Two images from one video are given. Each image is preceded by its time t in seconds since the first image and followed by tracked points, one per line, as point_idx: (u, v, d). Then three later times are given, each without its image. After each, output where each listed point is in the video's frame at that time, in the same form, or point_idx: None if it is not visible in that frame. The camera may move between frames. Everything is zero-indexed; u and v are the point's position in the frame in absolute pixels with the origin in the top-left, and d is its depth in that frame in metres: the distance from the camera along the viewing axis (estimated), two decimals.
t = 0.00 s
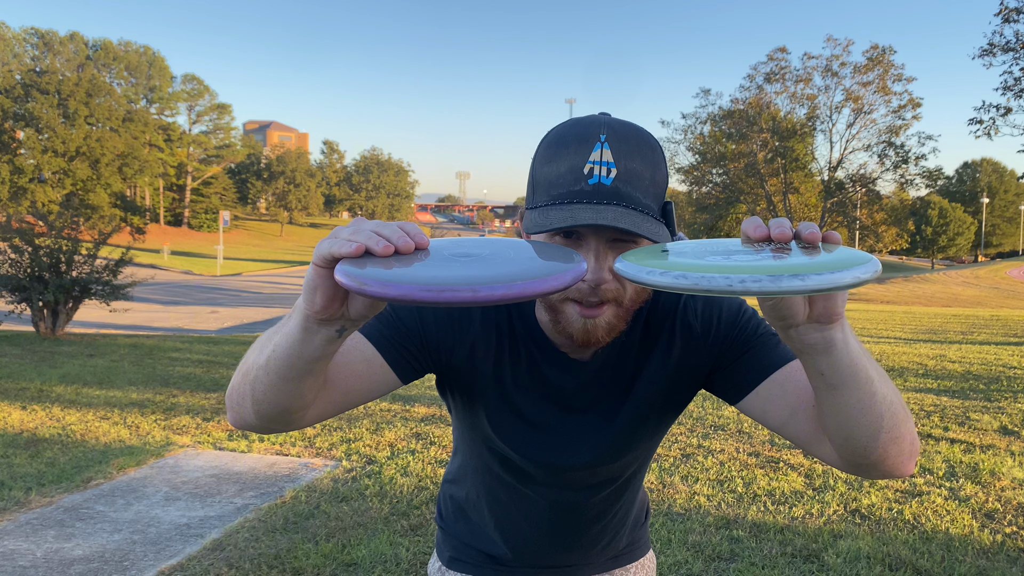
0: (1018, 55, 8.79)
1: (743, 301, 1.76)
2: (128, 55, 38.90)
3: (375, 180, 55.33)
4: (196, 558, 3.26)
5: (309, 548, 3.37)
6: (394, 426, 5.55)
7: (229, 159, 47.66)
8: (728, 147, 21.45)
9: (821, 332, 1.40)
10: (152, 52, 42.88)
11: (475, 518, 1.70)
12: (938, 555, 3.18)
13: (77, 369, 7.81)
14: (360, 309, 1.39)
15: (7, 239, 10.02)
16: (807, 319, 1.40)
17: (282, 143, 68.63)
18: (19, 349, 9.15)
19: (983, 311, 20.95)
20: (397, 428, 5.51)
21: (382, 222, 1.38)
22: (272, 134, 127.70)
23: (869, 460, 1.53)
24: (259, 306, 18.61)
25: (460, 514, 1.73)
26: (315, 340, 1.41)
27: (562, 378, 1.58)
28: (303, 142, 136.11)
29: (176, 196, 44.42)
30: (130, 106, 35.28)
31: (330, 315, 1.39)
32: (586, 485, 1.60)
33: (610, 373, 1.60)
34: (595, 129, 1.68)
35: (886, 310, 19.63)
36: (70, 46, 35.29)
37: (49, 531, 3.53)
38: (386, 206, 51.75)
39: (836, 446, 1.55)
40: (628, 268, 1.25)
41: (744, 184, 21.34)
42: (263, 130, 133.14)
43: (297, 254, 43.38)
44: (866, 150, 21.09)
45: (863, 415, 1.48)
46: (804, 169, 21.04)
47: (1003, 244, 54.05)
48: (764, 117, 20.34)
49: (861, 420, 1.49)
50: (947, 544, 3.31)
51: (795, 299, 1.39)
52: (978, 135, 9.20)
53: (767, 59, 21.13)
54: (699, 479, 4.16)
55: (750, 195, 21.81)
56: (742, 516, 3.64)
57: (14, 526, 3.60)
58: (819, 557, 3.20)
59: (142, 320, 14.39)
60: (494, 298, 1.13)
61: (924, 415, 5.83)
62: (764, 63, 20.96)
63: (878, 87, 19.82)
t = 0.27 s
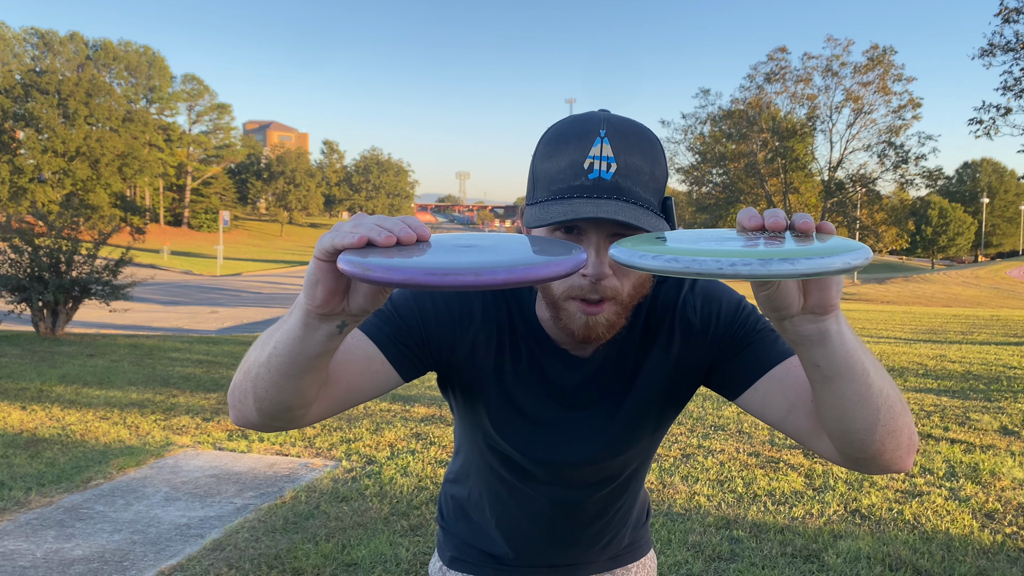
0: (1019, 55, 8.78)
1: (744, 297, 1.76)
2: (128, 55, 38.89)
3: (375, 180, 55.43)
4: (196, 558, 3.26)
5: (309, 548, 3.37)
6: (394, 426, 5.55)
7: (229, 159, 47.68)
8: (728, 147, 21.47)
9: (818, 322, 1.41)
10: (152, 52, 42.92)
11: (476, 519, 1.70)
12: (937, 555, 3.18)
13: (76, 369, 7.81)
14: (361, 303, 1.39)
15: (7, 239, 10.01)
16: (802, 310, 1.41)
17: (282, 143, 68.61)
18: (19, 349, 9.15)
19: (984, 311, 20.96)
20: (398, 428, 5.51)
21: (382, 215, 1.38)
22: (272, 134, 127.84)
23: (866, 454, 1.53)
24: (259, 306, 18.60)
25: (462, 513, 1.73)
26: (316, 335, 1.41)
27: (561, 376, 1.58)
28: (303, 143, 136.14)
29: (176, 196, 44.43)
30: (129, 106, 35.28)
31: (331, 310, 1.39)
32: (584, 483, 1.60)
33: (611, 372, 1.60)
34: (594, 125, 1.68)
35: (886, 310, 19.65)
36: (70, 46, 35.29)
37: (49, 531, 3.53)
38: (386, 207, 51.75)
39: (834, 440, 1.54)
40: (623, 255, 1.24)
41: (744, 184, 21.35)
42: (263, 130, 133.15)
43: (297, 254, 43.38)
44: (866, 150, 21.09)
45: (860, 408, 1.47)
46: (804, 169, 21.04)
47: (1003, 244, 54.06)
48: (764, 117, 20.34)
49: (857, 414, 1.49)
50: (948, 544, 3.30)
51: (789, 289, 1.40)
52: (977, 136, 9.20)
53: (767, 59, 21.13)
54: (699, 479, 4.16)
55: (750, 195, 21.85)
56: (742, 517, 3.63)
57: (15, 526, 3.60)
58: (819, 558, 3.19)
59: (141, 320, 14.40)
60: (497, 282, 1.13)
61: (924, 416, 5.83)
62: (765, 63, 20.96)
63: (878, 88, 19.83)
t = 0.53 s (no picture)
0: (1020, 54, 8.75)
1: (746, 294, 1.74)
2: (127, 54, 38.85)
3: (375, 180, 55.43)
4: (195, 559, 3.24)
5: (309, 549, 3.36)
6: (394, 426, 5.54)
7: (229, 159, 47.69)
8: (728, 147, 21.45)
9: (818, 318, 1.39)
10: (152, 52, 42.89)
11: (476, 519, 1.69)
12: (939, 556, 3.16)
13: (76, 369, 7.80)
14: (361, 296, 1.37)
15: (6, 239, 10.01)
16: (801, 305, 1.39)
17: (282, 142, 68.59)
18: (18, 349, 9.15)
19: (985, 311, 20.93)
20: (398, 428, 5.50)
21: (383, 208, 1.36)
22: (272, 134, 127.83)
23: (869, 450, 1.50)
24: (259, 306, 18.61)
25: (462, 514, 1.71)
26: (317, 328, 1.39)
27: (563, 372, 1.56)
28: (303, 142, 136.05)
29: (175, 196, 44.45)
30: (128, 106, 35.26)
31: (332, 304, 1.37)
32: (586, 483, 1.59)
33: (613, 370, 1.58)
34: (595, 117, 1.67)
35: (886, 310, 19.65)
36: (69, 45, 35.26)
37: (48, 531, 3.51)
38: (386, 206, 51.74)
39: (836, 437, 1.52)
40: (621, 250, 1.23)
41: (744, 184, 21.34)
42: (263, 130, 133.22)
43: (297, 254, 43.38)
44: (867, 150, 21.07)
45: (860, 404, 1.45)
46: (804, 169, 21.00)
47: (1004, 244, 54.00)
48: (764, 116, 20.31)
49: (858, 409, 1.47)
50: (949, 544, 3.28)
51: (789, 283, 1.38)
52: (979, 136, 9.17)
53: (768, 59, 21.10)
54: (700, 480, 4.14)
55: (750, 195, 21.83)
56: (742, 517, 3.62)
57: (13, 527, 3.58)
58: (820, 558, 3.17)
59: (141, 320, 14.40)
60: (498, 274, 1.11)
61: (926, 416, 5.81)
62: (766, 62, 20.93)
63: (879, 87, 19.80)
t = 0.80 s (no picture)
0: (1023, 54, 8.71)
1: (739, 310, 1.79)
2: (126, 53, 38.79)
3: (375, 180, 55.42)
4: (193, 560, 3.21)
5: (308, 550, 3.32)
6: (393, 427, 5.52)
7: (228, 159, 47.65)
8: (728, 147, 21.34)
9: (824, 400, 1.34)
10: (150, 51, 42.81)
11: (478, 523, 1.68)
12: (940, 557, 3.13)
13: (74, 369, 7.78)
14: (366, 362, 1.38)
15: (4, 239, 9.98)
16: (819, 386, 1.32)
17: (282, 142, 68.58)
18: (15, 349, 9.13)
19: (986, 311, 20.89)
20: (397, 429, 5.48)
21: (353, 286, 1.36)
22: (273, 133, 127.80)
23: (835, 502, 1.52)
24: (258, 306, 18.59)
25: (464, 518, 1.71)
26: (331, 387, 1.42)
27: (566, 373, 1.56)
28: (303, 142, 135.98)
29: (174, 195, 44.41)
30: (127, 105, 35.22)
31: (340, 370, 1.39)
32: (592, 485, 1.59)
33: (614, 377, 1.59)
34: (592, 106, 1.65)
35: (887, 310, 19.61)
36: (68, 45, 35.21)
37: (45, 533, 3.48)
38: (386, 206, 51.71)
39: (803, 486, 1.54)
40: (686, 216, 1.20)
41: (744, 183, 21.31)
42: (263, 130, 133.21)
43: (297, 254, 43.36)
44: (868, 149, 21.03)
45: (828, 473, 1.46)
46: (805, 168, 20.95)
47: (1006, 243, 53.92)
48: (766, 116, 20.23)
49: (822, 476, 1.48)
50: (950, 546, 3.25)
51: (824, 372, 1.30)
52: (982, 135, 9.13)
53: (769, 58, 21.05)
54: (700, 480, 4.11)
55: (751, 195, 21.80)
56: (743, 518, 3.59)
57: (11, 528, 3.55)
58: (821, 560, 3.14)
59: (140, 320, 14.38)
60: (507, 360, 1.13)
61: (927, 416, 5.78)
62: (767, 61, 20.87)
63: (881, 86, 19.75)
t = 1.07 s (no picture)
0: None
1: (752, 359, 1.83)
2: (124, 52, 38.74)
3: (375, 179, 55.39)
4: (193, 561, 3.19)
5: (307, 551, 3.30)
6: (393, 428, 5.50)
7: (227, 158, 47.59)
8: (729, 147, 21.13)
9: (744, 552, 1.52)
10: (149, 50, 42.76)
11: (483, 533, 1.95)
12: (942, 558, 3.10)
13: (73, 369, 7.76)
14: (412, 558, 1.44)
15: (2, 239, 9.96)
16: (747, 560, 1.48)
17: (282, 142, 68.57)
18: (13, 349, 9.11)
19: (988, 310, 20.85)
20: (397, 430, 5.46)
21: None
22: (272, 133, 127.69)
23: None
24: (257, 306, 18.56)
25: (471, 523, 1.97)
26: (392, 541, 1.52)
27: (551, 437, 1.67)
28: (303, 142, 135.82)
29: (173, 195, 44.37)
30: (125, 104, 35.18)
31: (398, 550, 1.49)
32: (583, 523, 1.79)
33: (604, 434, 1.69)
34: (581, 111, 1.62)
35: (889, 310, 19.57)
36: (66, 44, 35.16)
37: (44, 534, 3.46)
38: (386, 206, 51.67)
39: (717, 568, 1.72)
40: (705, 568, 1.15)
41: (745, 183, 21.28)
42: (264, 130, 133.22)
43: (297, 254, 43.32)
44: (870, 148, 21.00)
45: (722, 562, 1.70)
46: (805, 168, 20.91)
47: (1008, 243, 53.85)
48: (767, 115, 20.17)
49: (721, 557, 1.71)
50: (952, 547, 3.22)
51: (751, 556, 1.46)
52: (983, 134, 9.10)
53: (769, 57, 21.02)
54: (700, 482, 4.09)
55: (752, 194, 21.76)
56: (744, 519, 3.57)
57: (9, 529, 3.53)
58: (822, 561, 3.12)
59: (139, 320, 14.36)
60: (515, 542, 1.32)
61: (929, 417, 5.75)
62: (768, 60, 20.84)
63: (882, 85, 19.71)
